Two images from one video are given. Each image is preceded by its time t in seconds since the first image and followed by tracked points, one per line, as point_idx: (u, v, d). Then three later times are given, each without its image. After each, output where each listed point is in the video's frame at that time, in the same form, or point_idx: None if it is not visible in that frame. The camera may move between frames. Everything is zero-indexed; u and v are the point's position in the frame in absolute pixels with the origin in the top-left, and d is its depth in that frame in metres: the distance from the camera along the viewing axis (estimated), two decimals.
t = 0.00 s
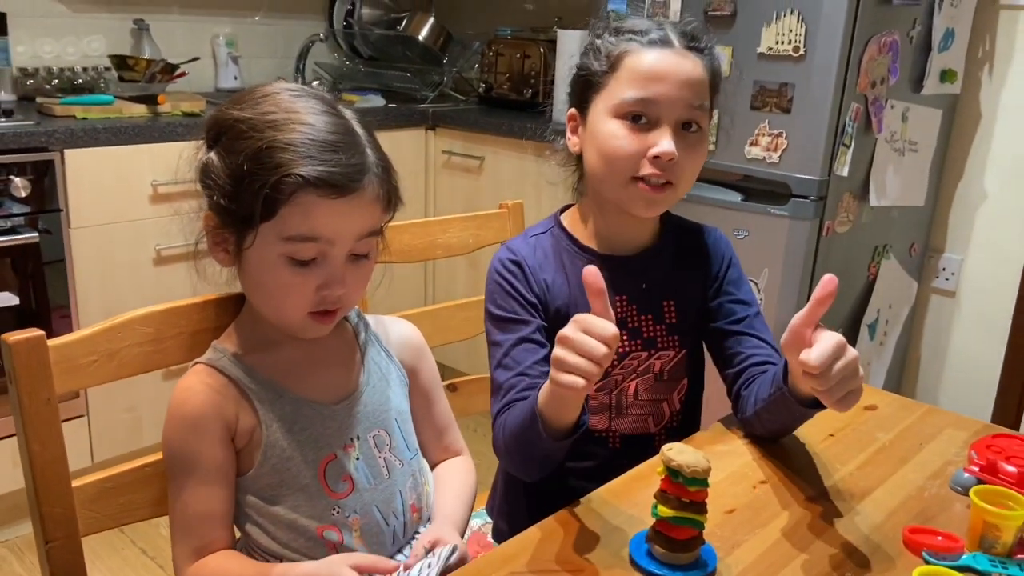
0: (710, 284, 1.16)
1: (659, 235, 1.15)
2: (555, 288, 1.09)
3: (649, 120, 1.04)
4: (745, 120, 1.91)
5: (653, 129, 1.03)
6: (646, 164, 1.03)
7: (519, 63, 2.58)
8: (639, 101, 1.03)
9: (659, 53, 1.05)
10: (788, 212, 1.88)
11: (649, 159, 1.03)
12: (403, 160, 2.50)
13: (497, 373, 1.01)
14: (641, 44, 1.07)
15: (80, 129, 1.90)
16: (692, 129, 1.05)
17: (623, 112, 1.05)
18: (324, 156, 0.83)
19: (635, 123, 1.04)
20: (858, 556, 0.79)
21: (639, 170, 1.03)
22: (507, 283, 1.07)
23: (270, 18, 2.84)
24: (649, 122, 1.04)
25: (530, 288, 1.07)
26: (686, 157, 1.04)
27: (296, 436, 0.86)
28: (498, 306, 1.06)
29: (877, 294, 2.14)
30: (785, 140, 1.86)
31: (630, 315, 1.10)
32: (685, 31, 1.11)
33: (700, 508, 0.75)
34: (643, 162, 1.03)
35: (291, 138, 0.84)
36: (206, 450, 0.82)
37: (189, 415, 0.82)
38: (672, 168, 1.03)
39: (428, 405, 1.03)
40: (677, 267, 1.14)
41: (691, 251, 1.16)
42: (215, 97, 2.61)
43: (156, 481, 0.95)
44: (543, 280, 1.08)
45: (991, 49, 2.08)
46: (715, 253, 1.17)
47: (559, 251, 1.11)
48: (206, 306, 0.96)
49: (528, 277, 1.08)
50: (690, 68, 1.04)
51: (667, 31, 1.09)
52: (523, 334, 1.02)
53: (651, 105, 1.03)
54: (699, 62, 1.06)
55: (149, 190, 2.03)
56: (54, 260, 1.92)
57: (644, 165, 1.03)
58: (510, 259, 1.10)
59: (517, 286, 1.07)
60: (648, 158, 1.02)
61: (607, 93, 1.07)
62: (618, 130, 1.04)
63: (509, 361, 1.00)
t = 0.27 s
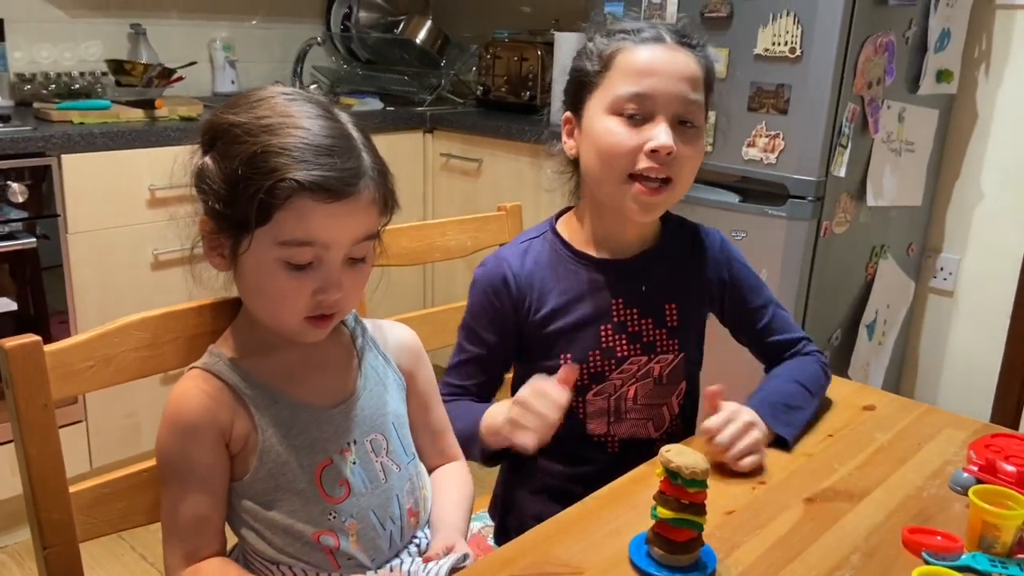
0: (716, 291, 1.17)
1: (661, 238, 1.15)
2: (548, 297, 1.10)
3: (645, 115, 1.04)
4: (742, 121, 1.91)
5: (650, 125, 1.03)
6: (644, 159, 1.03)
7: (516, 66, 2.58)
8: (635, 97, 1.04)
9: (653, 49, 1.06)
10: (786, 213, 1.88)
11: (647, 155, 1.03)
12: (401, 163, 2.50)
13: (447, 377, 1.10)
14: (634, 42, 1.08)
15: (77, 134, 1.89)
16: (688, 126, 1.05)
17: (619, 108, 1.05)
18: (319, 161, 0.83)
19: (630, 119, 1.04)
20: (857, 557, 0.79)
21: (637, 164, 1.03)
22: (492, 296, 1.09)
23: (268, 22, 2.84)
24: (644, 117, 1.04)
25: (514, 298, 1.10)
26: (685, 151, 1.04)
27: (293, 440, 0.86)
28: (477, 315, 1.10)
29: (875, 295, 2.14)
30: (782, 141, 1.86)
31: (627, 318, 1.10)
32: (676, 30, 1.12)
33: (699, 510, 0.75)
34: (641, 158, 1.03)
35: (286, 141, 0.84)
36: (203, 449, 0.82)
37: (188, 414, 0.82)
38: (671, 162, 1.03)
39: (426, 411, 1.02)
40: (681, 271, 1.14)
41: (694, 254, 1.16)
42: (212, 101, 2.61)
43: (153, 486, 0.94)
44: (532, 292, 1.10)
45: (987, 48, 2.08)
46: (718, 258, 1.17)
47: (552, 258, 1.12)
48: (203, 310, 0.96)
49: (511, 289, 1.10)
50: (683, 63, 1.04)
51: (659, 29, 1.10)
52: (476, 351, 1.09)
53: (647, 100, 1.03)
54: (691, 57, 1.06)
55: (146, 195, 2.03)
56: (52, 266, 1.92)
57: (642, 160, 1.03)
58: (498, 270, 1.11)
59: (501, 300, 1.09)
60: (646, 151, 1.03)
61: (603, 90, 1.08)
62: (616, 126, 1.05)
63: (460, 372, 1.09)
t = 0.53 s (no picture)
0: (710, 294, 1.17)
1: (657, 239, 1.14)
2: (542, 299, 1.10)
3: (638, 117, 1.03)
4: (741, 120, 1.91)
5: (643, 127, 1.03)
6: (638, 162, 1.02)
7: (514, 66, 2.58)
8: (627, 99, 1.03)
9: (645, 49, 1.05)
10: (786, 212, 1.87)
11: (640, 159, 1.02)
12: (400, 164, 2.49)
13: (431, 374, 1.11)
14: (625, 43, 1.07)
15: (74, 136, 1.89)
16: (683, 125, 1.05)
17: (611, 110, 1.04)
18: (315, 155, 0.83)
19: (624, 121, 1.04)
20: (860, 557, 0.78)
21: (630, 168, 1.03)
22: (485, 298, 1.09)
23: (265, 23, 2.83)
24: (637, 119, 1.03)
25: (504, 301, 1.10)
26: (679, 151, 1.03)
27: (289, 442, 0.85)
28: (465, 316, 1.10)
29: (875, 293, 2.13)
30: (781, 140, 1.85)
31: (625, 319, 1.09)
32: (668, 28, 1.11)
33: (701, 510, 0.74)
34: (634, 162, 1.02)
35: (282, 137, 0.83)
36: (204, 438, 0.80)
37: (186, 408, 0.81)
38: (665, 164, 1.02)
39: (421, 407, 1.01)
40: (679, 272, 1.13)
41: (689, 253, 1.15)
42: (209, 103, 2.60)
43: (150, 489, 0.93)
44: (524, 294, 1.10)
45: (986, 45, 2.08)
46: (714, 259, 1.17)
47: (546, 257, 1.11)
48: (200, 311, 0.95)
49: (501, 291, 1.10)
50: (677, 62, 1.03)
51: (650, 29, 1.09)
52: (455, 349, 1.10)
53: (639, 102, 1.03)
54: (684, 57, 1.05)
55: (144, 197, 2.02)
56: (49, 268, 1.91)
57: (636, 164, 1.02)
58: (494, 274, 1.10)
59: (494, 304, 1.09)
60: (639, 154, 1.02)
61: (593, 92, 1.07)
62: (608, 129, 1.04)
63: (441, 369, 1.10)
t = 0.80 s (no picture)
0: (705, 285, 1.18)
1: (658, 234, 1.14)
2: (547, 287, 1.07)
3: (632, 121, 1.03)
4: (740, 119, 1.90)
5: (635, 132, 1.02)
6: (630, 166, 1.02)
7: (512, 66, 2.58)
8: (621, 102, 1.02)
9: (642, 52, 1.04)
10: (785, 211, 1.87)
11: (631, 166, 1.02)
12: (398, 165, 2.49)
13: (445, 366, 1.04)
14: (621, 43, 1.06)
15: (71, 138, 1.88)
16: (676, 128, 1.04)
17: (604, 113, 1.04)
18: (290, 150, 0.83)
19: (617, 124, 1.03)
20: (862, 556, 0.78)
21: (621, 171, 1.03)
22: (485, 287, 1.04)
23: (262, 25, 2.83)
24: (631, 123, 1.03)
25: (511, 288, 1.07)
26: (671, 156, 1.03)
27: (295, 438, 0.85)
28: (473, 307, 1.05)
29: (875, 293, 2.13)
30: (779, 139, 1.85)
31: (627, 312, 1.09)
32: (667, 27, 1.10)
33: (701, 510, 0.73)
34: (625, 167, 1.02)
35: (260, 134, 0.84)
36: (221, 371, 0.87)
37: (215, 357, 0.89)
38: (657, 169, 1.02)
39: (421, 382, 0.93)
40: (678, 266, 1.14)
41: (688, 248, 1.16)
42: (207, 104, 2.60)
43: (146, 493, 0.93)
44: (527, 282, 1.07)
45: (985, 44, 2.08)
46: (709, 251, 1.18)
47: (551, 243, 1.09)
48: (197, 315, 0.95)
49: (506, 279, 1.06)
50: (672, 67, 1.03)
51: (647, 27, 1.08)
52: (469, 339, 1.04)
53: (632, 106, 1.02)
54: (682, 60, 1.05)
55: (141, 199, 2.02)
56: (47, 271, 1.91)
57: (626, 170, 1.02)
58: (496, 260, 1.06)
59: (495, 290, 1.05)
60: (630, 159, 1.02)
61: (588, 93, 1.06)
62: (600, 131, 1.04)
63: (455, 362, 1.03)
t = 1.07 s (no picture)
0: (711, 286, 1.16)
1: (666, 232, 1.14)
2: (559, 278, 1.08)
3: (631, 124, 1.03)
4: (738, 119, 1.90)
5: (633, 137, 1.03)
6: (630, 170, 1.03)
7: (510, 67, 2.58)
8: (619, 105, 1.03)
9: (641, 56, 1.03)
10: (783, 210, 1.87)
11: (629, 171, 1.03)
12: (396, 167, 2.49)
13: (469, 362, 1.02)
14: (621, 46, 1.05)
15: (69, 141, 1.88)
16: (676, 130, 1.05)
17: (603, 117, 1.04)
18: (308, 139, 0.83)
19: (617, 127, 1.03)
20: (860, 554, 0.78)
21: (622, 174, 1.03)
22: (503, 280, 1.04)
23: (260, 27, 2.83)
24: (631, 127, 1.03)
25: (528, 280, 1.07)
26: (672, 158, 1.04)
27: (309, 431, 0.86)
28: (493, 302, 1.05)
29: (873, 292, 2.13)
30: (777, 138, 1.85)
31: (632, 306, 1.09)
32: (669, 26, 1.08)
33: (700, 509, 0.73)
34: (623, 173, 1.03)
35: (278, 126, 0.84)
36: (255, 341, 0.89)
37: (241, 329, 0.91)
38: (657, 172, 1.03)
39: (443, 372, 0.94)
40: (684, 264, 1.13)
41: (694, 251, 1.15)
42: (205, 107, 2.60)
43: (147, 493, 0.93)
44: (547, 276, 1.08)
45: (981, 43, 2.08)
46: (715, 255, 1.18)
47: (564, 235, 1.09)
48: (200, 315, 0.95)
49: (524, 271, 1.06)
50: (672, 68, 1.03)
51: (646, 27, 1.07)
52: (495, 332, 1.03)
53: (632, 109, 1.02)
54: (681, 63, 1.04)
55: (140, 202, 2.02)
56: (45, 274, 1.91)
57: (625, 175, 1.03)
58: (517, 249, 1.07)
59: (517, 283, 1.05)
60: (631, 163, 1.02)
61: (588, 97, 1.06)
62: (599, 135, 1.04)
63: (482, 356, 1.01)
